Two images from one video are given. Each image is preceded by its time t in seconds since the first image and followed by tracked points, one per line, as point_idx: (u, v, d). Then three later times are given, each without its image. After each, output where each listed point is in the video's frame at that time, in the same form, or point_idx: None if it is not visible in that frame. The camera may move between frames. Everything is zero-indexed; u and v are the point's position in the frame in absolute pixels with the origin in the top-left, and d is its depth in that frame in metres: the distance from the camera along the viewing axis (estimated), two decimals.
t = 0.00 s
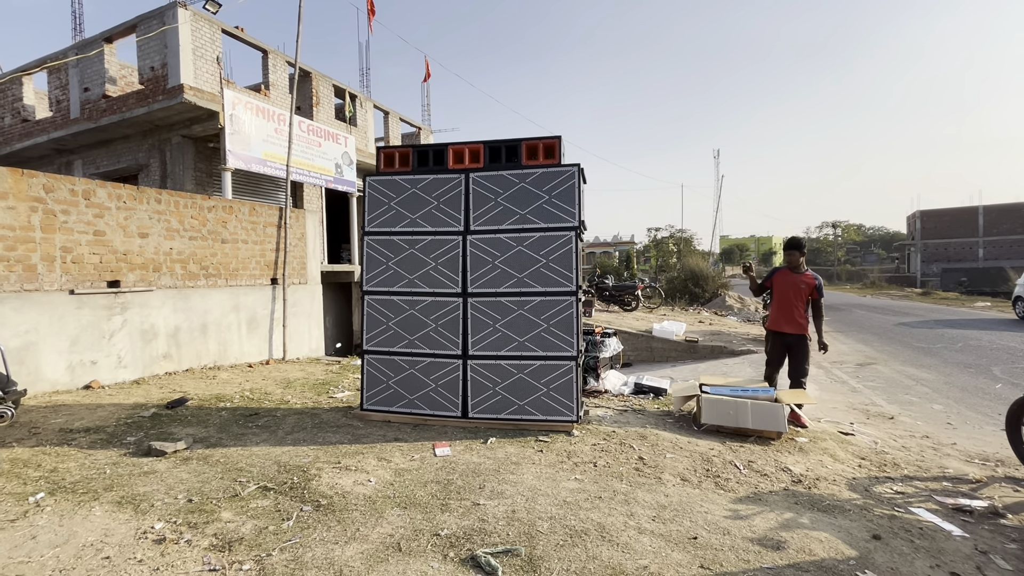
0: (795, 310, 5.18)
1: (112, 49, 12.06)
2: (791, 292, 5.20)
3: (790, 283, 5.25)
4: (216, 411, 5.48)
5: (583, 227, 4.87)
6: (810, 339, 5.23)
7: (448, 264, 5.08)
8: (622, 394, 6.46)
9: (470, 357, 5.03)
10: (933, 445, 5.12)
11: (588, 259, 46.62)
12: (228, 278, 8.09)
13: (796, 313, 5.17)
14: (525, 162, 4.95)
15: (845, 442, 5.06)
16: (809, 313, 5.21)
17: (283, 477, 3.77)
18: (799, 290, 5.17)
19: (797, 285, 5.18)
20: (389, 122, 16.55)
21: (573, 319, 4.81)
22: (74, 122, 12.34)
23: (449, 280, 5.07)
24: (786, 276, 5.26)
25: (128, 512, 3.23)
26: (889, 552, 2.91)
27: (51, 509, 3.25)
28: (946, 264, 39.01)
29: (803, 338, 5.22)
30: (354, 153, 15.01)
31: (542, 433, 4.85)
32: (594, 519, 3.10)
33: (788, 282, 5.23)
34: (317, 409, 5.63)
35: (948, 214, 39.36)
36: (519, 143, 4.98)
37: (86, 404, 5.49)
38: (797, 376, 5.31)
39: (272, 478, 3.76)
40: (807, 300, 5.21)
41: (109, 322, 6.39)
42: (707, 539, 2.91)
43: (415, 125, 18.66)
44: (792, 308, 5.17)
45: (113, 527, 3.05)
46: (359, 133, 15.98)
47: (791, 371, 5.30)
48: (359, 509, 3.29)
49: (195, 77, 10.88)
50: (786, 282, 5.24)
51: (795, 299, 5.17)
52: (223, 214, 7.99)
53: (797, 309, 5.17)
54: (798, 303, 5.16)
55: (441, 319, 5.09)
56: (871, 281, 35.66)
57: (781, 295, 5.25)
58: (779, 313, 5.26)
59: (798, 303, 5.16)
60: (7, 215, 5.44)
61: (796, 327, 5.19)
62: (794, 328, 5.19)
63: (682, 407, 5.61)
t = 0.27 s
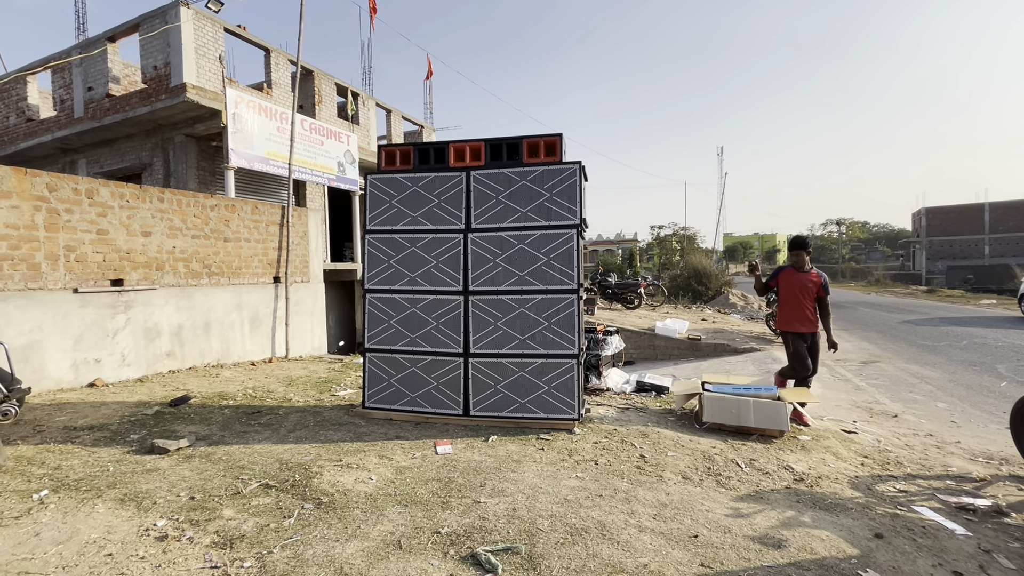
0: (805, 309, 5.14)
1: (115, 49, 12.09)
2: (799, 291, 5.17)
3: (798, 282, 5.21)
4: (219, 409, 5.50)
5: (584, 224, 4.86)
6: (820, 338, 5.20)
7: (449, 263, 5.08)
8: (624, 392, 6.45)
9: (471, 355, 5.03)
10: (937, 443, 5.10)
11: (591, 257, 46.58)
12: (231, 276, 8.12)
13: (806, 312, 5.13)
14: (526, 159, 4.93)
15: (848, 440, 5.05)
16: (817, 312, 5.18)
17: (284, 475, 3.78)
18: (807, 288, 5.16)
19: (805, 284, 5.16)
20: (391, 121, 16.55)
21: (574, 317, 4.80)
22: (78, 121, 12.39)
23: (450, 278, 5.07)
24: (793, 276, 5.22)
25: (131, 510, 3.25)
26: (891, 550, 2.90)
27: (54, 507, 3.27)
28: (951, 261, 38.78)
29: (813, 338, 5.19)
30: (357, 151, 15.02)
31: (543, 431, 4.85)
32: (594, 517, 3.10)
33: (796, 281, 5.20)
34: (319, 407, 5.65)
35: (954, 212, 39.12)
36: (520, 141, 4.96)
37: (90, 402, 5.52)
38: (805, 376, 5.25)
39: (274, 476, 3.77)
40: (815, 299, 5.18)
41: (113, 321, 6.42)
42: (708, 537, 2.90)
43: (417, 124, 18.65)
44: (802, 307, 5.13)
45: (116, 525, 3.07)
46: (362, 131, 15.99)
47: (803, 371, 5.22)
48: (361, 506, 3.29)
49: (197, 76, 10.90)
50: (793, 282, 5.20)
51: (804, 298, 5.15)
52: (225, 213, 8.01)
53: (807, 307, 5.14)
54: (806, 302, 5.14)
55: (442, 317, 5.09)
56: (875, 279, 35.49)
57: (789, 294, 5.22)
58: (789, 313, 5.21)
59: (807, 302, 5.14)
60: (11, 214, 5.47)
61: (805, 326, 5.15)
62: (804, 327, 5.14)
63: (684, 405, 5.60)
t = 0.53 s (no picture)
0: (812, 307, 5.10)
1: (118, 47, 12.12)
2: (804, 290, 5.14)
3: (802, 281, 5.18)
4: (221, 407, 5.53)
5: (584, 222, 4.85)
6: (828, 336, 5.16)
7: (450, 261, 5.08)
8: (625, 391, 6.45)
9: (471, 353, 5.03)
10: (939, 442, 5.08)
11: (594, 255, 46.52)
12: (233, 274, 8.14)
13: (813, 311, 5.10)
14: (526, 157, 4.93)
15: (850, 438, 5.03)
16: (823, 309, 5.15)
17: (285, 473, 3.79)
18: (812, 287, 5.12)
19: (809, 283, 5.13)
20: (393, 119, 16.55)
21: (574, 315, 4.80)
22: (81, 120, 12.44)
23: (451, 276, 5.07)
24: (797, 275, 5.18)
25: (132, 507, 3.27)
26: (891, 549, 2.89)
27: (57, 503, 3.29)
28: (956, 259, 38.60)
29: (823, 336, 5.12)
30: (359, 150, 15.03)
31: (544, 429, 4.85)
32: (593, 515, 3.10)
33: (800, 280, 5.16)
34: (320, 405, 5.67)
35: (959, 210, 38.92)
36: (520, 139, 4.96)
37: (93, 400, 5.55)
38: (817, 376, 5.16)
39: (274, 474, 3.79)
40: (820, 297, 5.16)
41: (116, 319, 6.45)
42: (707, 536, 2.90)
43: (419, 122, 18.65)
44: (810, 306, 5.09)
45: (117, 521, 3.09)
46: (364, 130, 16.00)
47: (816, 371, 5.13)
48: (360, 504, 3.31)
49: (200, 74, 10.92)
50: (798, 282, 5.17)
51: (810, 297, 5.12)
52: (227, 211, 8.03)
53: (814, 305, 5.10)
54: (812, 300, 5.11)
55: (442, 315, 5.10)
56: (879, 277, 35.36)
57: (794, 295, 5.18)
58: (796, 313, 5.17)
59: (812, 301, 5.10)
60: (14, 213, 5.49)
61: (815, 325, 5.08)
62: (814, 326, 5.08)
63: (684, 403, 5.60)
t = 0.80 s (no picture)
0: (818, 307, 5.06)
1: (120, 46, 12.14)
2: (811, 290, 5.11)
3: (808, 281, 5.14)
4: (221, 404, 5.54)
5: (584, 221, 4.84)
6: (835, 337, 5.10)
7: (449, 259, 5.08)
8: (625, 389, 6.45)
9: (471, 351, 5.03)
10: (940, 441, 5.07)
11: (596, 254, 46.50)
12: (234, 272, 8.15)
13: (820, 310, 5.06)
14: (526, 155, 4.92)
15: (850, 437, 5.02)
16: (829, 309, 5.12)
17: (285, 470, 3.80)
18: (819, 286, 5.10)
19: (817, 282, 5.10)
20: (395, 117, 16.54)
21: (574, 313, 4.80)
22: (83, 118, 12.46)
23: (451, 274, 5.07)
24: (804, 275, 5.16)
25: (132, 503, 3.28)
26: (889, 548, 2.89)
27: (57, 500, 3.30)
28: (959, 258, 38.46)
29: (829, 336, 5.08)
30: (360, 148, 15.04)
31: (544, 427, 4.86)
32: (591, 513, 3.10)
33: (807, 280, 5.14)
34: (321, 403, 5.68)
35: (962, 208, 38.76)
36: (520, 137, 4.95)
37: (94, 397, 5.57)
38: (827, 380, 5.02)
39: (274, 471, 3.80)
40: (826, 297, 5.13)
41: (117, 317, 6.47)
42: (705, 534, 2.90)
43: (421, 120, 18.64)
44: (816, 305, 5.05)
45: (117, 518, 3.10)
46: (365, 128, 16.01)
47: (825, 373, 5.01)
48: (359, 501, 3.31)
49: (201, 72, 10.93)
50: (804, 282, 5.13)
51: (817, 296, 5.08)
52: (228, 209, 8.04)
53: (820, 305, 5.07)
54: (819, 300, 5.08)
55: (442, 314, 5.10)
56: (882, 276, 35.26)
57: (801, 294, 5.15)
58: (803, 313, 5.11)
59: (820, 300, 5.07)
60: (16, 210, 5.51)
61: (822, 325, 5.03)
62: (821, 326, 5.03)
63: (685, 401, 5.59)
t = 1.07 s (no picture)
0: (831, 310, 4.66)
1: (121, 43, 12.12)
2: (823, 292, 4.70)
3: (820, 282, 4.74)
4: (221, 402, 5.53)
5: (585, 219, 4.82)
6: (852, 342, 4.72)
7: (450, 257, 5.06)
8: (626, 388, 6.43)
9: (472, 350, 5.02)
10: (942, 442, 5.04)
11: (597, 253, 46.48)
12: (234, 270, 8.14)
13: (834, 314, 4.67)
14: (527, 154, 4.90)
15: (852, 438, 5.00)
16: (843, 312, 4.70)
17: (284, 469, 3.79)
18: (833, 287, 4.69)
19: (830, 282, 4.70)
20: (396, 115, 16.52)
21: (575, 312, 4.78)
22: (84, 116, 12.45)
23: (451, 272, 5.06)
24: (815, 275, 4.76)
25: (131, 502, 3.27)
26: (892, 549, 2.87)
27: (56, 498, 3.29)
28: (962, 257, 38.34)
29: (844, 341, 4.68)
30: (361, 146, 15.02)
31: (544, 426, 4.84)
32: (591, 513, 3.08)
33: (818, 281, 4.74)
34: (321, 401, 5.67)
35: (965, 208, 38.65)
36: (521, 135, 4.93)
37: (94, 395, 5.56)
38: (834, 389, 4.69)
39: (273, 469, 3.79)
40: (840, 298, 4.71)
41: (117, 314, 6.46)
42: (706, 535, 2.88)
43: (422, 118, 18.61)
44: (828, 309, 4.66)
45: (115, 516, 3.09)
46: (366, 126, 15.98)
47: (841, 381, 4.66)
48: (358, 500, 3.30)
49: (202, 70, 10.91)
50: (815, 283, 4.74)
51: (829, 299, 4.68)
52: (229, 207, 8.03)
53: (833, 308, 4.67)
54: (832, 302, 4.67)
55: (442, 312, 5.08)
56: (884, 275, 35.18)
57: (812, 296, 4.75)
58: (816, 317, 4.74)
59: (834, 303, 4.67)
60: (16, 208, 5.50)
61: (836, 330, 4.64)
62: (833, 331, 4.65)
63: (685, 401, 5.58)
